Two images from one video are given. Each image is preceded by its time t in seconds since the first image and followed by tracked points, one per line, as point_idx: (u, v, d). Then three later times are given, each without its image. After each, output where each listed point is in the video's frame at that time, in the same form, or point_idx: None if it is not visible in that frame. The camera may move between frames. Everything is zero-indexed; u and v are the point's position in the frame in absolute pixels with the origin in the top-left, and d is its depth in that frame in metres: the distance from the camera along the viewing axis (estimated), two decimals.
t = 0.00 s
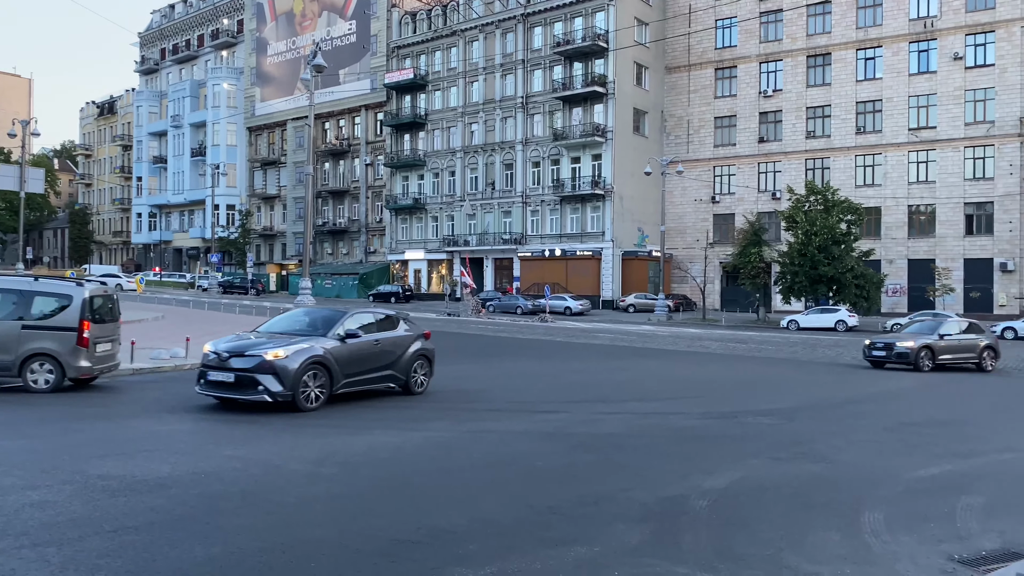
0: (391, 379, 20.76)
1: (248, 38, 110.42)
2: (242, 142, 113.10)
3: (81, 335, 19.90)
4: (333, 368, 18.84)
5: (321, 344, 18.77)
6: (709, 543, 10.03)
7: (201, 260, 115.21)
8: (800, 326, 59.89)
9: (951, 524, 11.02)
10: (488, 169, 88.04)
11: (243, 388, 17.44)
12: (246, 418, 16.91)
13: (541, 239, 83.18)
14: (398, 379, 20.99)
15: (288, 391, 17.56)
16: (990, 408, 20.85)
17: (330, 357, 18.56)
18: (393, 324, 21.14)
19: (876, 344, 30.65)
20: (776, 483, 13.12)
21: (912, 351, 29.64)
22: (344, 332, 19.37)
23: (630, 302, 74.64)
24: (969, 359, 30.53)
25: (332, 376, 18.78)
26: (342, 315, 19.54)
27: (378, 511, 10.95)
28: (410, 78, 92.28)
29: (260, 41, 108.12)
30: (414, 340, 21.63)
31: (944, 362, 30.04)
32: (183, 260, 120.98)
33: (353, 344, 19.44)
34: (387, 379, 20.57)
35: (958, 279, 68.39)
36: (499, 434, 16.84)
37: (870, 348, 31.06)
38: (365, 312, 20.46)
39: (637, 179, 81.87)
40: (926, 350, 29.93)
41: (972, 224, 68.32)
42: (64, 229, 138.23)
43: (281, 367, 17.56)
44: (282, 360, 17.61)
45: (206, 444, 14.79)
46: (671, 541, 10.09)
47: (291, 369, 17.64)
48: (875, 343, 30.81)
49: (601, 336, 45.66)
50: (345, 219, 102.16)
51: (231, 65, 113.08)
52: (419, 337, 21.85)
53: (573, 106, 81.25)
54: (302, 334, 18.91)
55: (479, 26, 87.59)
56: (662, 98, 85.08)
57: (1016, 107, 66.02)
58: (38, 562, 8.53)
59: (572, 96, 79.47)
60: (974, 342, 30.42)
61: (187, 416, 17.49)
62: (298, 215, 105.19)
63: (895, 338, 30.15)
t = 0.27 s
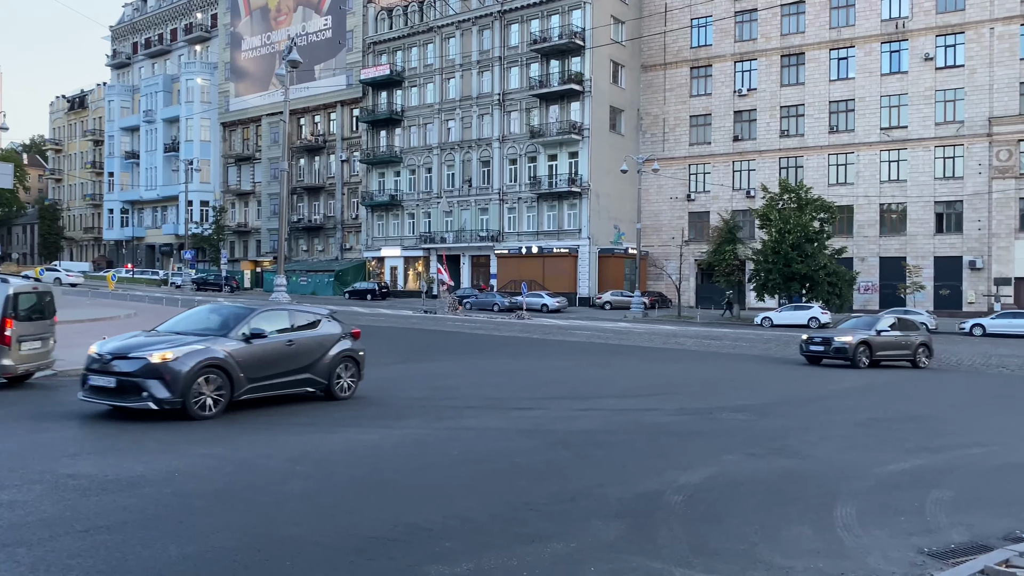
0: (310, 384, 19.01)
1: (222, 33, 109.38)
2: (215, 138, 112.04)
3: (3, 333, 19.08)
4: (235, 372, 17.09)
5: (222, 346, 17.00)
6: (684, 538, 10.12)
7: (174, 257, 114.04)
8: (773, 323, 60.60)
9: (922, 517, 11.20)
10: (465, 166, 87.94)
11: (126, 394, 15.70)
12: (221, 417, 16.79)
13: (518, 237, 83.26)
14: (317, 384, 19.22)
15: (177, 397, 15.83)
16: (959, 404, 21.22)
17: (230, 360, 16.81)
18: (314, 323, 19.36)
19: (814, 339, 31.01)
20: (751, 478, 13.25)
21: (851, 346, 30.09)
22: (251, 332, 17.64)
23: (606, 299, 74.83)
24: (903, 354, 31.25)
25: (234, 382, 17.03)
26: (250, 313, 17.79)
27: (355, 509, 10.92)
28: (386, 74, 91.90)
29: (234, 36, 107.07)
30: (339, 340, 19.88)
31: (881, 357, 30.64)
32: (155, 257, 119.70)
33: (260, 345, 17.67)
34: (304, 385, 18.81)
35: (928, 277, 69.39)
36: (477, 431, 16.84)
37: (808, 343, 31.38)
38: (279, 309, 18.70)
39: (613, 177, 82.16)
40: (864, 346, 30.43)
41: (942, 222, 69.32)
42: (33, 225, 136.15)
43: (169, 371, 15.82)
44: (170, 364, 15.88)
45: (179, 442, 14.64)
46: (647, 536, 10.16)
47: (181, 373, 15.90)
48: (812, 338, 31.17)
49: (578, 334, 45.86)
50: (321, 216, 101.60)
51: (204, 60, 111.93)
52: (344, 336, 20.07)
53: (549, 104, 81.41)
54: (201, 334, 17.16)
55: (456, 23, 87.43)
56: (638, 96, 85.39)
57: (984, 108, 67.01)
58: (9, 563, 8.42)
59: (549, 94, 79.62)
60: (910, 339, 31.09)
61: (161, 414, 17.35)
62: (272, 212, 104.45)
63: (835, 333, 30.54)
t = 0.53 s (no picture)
0: (206, 391, 16.86)
1: (198, 28, 108.33)
2: (191, 134, 110.97)
3: None
4: (106, 377, 15.03)
5: (91, 348, 14.94)
6: (661, 535, 10.16)
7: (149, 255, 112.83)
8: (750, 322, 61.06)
9: (894, 513, 11.33)
10: (443, 164, 87.72)
11: None
12: (203, 415, 16.68)
13: (497, 235, 83.22)
14: (215, 392, 17.09)
15: (27, 407, 13.83)
16: (933, 401, 21.49)
17: (98, 364, 14.75)
18: (213, 321, 17.22)
19: (757, 336, 30.13)
20: (727, 475, 13.33)
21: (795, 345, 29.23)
22: (130, 332, 15.57)
23: (585, 297, 74.90)
24: (846, 351, 30.50)
25: (104, 389, 14.97)
26: (128, 311, 15.73)
27: (334, 508, 10.85)
28: (365, 71, 91.42)
29: (210, 31, 106.01)
30: (243, 342, 17.69)
31: (824, 355, 29.95)
32: (130, 254, 118.41)
33: (138, 348, 15.55)
34: (199, 392, 16.72)
35: (903, 276, 70.19)
36: (455, 429, 16.82)
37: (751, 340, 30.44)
38: (170, 306, 16.63)
39: (592, 175, 82.34)
40: (808, 344, 29.64)
41: (916, 222, 70.12)
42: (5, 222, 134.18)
43: (19, 376, 13.81)
44: (21, 368, 13.87)
45: (153, 442, 14.47)
46: (625, 533, 10.20)
47: (34, 379, 13.90)
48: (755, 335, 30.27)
49: (557, 332, 45.89)
50: (298, 213, 100.99)
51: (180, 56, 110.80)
52: (250, 337, 17.85)
53: (528, 102, 81.44)
54: (70, 335, 15.16)
55: (434, 20, 87.15)
56: (617, 95, 85.62)
57: (957, 109, 67.84)
58: None
59: (528, 92, 79.62)
60: (854, 337, 30.42)
61: (137, 412, 17.15)
62: (249, 209, 103.64)
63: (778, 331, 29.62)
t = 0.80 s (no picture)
0: (62, 401, 14.64)
1: (175, 24, 107.25)
2: (167, 131, 109.82)
3: None
4: None
5: None
6: (639, 533, 10.19)
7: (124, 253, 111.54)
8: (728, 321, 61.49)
9: (869, 511, 11.44)
10: (423, 162, 87.51)
11: None
12: (179, 415, 16.56)
13: (477, 234, 83.16)
14: (76, 401, 14.89)
15: None
16: (906, 400, 21.74)
17: None
18: (73, 321, 15.04)
19: (702, 336, 29.94)
20: (705, 474, 13.38)
21: (741, 344, 29.00)
22: None
23: (564, 296, 74.94)
24: (791, 350, 30.49)
25: None
26: None
27: (311, 508, 10.76)
28: (343, 68, 90.90)
29: (187, 27, 104.95)
30: (110, 346, 15.35)
31: (769, 355, 29.70)
32: (104, 252, 117.05)
33: None
34: (54, 401, 14.55)
35: (878, 276, 70.99)
36: (433, 429, 16.76)
37: (696, 339, 30.20)
38: (18, 302, 14.50)
39: (571, 175, 82.50)
40: (754, 343, 29.42)
41: (891, 222, 70.95)
42: None
43: None
44: None
45: (127, 442, 14.28)
46: (603, 532, 10.21)
47: None
48: (700, 334, 30.00)
49: (536, 331, 45.93)
50: (276, 211, 100.30)
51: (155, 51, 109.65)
52: (121, 339, 15.61)
53: (508, 100, 81.45)
54: None
55: (413, 18, 86.89)
56: (597, 95, 85.87)
57: (931, 111, 68.69)
58: None
59: (507, 91, 79.62)
60: (799, 336, 30.37)
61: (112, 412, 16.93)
62: (225, 207, 102.82)
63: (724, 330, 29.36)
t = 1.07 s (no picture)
0: None
1: (150, 19, 106.06)
2: (142, 128, 108.54)
3: None
4: None
5: None
6: (615, 532, 10.22)
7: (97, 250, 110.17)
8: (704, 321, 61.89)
9: (842, 509, 11.56)
10: (401, 161, 87.20)
11: None
12: (153, 417, 16.38)
13: (455, 233, 83.05)
14: None
15: None
16: (879, 400, 21.98)
17: None
18: None
19: (648, 335, 29.40)
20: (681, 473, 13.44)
21: (688, 344, 28.63)
22: None
23: (542, 296, 74.99)
24: (737, 350, 30.16)
25: None
26: None
27: (284, 508, 10.70)
28: (321, 66, 90.38)
29: (162, 23, 103.78)
30: None
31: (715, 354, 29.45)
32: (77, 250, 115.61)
33: None
34: None
35: (852, 277, 71.78)
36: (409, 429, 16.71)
37: (641, 339, 29.73)
38: None
39: (550, 175, 82.63)
40: (701, 343, 29.09)
41: (866, 224, 71.75)
42: None
43: None
44: None
45: (99, 442, 14.10)
46: (579, 531, 10.23)
47: None
48: (646, 334, 29.56)
49: (514, 331, 45.94)
50: (252, 209, 99.55)
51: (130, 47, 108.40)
52: None
53: (487, 100, 81.37)
54: None
55: (392, 16, 86.55)
56: (575, 95, 86.00)
57: (905, 114, 69.57)
58: None
59: (486, 90, 79.57)
60: (746, 336, 30.20)
61: (86, 412, 16.74)
62: (201, 204, 101.94)
63: (670, 329, 28.94)
